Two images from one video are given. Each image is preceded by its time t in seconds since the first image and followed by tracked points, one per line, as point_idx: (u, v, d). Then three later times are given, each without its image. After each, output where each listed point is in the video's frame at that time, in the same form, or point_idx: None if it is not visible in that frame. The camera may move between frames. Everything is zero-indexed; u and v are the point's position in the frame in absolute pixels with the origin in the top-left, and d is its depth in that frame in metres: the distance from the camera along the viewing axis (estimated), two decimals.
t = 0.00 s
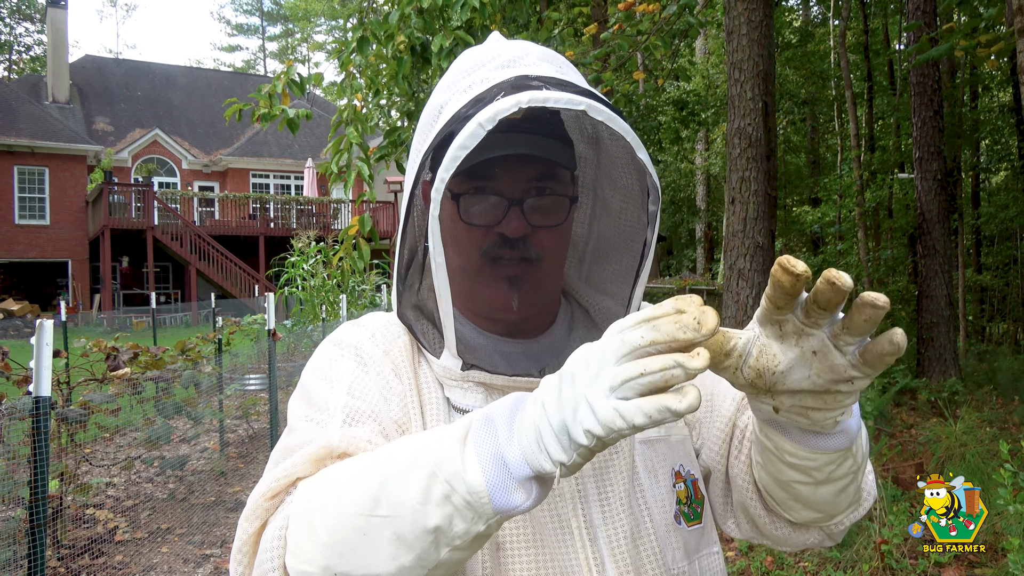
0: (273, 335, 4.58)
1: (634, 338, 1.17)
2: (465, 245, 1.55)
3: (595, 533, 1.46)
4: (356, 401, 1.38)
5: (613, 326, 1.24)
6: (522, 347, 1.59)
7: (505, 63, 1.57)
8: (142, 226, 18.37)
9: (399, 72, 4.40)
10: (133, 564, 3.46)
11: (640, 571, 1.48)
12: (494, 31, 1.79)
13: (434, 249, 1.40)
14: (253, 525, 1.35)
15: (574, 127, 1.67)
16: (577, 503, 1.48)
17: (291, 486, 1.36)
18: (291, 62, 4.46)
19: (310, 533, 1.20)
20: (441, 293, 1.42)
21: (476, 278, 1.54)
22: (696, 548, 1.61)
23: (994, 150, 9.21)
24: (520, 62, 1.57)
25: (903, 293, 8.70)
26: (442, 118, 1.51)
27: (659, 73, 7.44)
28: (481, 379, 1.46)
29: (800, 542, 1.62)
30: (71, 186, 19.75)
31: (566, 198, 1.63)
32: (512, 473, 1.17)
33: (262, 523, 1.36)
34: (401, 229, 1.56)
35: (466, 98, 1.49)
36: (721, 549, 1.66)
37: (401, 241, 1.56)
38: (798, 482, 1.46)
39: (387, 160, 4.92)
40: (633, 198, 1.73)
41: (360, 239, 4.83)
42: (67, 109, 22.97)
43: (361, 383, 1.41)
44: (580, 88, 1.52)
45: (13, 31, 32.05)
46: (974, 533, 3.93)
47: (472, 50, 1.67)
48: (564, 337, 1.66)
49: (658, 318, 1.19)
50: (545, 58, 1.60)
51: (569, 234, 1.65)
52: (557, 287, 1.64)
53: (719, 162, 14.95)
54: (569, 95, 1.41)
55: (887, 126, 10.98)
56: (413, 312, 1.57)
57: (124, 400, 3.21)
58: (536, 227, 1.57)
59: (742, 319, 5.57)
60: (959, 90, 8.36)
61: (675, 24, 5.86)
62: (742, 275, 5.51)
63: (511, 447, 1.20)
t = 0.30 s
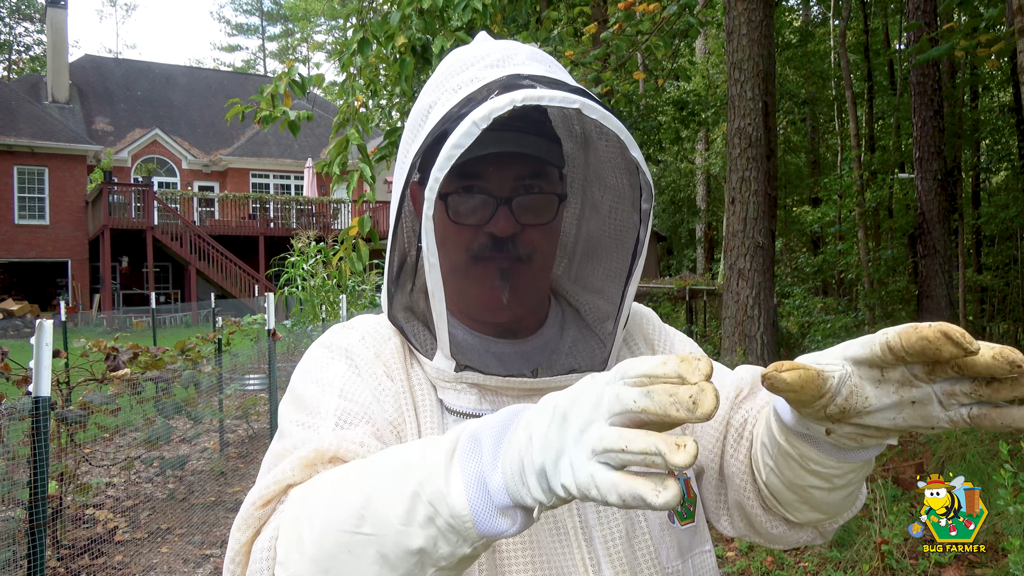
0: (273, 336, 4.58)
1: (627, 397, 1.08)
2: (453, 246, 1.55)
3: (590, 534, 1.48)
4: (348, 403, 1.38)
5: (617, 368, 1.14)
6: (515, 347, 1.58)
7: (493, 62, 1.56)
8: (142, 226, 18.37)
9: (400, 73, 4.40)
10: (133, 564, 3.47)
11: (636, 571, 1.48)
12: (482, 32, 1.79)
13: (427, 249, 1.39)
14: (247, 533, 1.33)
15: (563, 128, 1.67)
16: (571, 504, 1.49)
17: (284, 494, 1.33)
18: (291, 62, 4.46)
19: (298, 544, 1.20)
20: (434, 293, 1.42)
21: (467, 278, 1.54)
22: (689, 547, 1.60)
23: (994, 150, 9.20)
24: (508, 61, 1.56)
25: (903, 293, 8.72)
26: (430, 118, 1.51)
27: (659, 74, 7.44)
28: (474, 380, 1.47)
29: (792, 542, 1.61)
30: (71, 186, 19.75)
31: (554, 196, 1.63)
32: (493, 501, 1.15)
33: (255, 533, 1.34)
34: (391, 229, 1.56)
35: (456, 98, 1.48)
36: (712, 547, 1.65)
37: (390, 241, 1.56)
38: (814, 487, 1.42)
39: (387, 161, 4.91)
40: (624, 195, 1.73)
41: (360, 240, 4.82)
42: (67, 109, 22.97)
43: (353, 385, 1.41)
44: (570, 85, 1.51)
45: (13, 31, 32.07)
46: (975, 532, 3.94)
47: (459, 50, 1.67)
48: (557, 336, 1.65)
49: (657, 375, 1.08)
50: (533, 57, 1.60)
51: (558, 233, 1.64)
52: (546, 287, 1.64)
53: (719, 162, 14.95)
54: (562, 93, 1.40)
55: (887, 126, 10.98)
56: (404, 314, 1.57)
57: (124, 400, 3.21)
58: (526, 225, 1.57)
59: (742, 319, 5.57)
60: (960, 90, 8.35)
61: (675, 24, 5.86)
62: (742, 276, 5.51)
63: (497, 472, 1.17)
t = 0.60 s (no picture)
0: (273, 336, 4.58)
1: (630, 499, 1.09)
2: (456, 247, 1.53)
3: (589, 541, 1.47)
4: (333, 434, 1.39)
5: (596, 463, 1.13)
6: (517, 349, 1.59)
7: (496, 64, 1.56)
8: (142, 226, 18.37)
9: (400, 74, 4.40)
10: (133, 564, 3.46)
11: None
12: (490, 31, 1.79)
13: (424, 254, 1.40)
14: None
15: (567, 130, 1.66)
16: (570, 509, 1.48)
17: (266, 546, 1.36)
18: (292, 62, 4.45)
19: None
20: (433, 298, 1.42)
21: (469, 281, 1.53)
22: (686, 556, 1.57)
23: (994, 150, 9.21)
24: (512, 63, 1.56)
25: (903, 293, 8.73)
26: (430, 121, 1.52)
27: (660, 73, 7.44)
28: (473, 384, 1.48)
29: None
30: (71, 186, 19.75)
31: (559, 197, 1.61)
32: None
33: None
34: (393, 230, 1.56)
35: (457, 102, 1.49)
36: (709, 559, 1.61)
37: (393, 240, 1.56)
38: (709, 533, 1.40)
39: (388, 161, 4.91)
40: (629, 198, 1.72)
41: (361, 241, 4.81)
42: (67, 109, 22.97)
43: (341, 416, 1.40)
44: (572, 90, 1.51)
45: (13, 31, 32.08)
46: (974, 532, 3.97)
47: (464, 51, 1.67)
48: (560, 339, 1.65)
49: (645, 473, 1.10)
50: (538, 59, 1.60)
51: (562, 235, 1.63)
52: (551, 289, 1.63)
53: (719, 162, 14.96)
54: (559, 101, 1.40)
55: (887, 126, 10.99)
56: (407, 317, 1.55)
57: (124, 400, 3.22)
58: (527, 226, 1.56)
59: (742, 320, 5.57)
60: (960, 90, 8.35)
61: (675, 24, 5.86)
62: (742, 276, 5.51)
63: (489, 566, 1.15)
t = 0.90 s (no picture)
0: (273, 336, 4.56)
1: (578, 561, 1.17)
2: (473, 249, 1.53)
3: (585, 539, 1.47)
4: (340, 427, 1.45)
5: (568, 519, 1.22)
6: (529, 349, 1.60)
7: (512, 76, 1.59)
8: (142, 226, 18.36)
9: (401, 74, 4.40)
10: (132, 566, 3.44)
11: None
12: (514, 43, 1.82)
13: (429, 255, 1.46)
14: (238, 548, 1.46)
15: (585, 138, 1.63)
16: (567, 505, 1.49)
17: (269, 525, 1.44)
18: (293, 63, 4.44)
19: None
20: (439, 297, 1.47)
21: (482, 281, 1.54)
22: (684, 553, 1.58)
23: (994, 150, 9.21)
24: (527, 75, 1.58)
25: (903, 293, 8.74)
26: (446, 129, 1.54)
27: (660, 73, 7.44)
28: (477, 381, 1.49)
29: None
30: (71, 186, 19.74)
31: (574, 205, 1.57)
32: None
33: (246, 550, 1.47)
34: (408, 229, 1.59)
35: (470, 112, 1.53)
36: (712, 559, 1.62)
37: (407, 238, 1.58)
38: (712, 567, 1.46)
39: (389, 162, 4.89)
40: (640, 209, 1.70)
41: (361, 241, 4.80)
42: (67, 109, 22.96)
43: (349, 409, 1.47)
44: (578, 106, 1.53)
45: (13, 31, 32.05)
46: (974, 532, 3.98)
47: (487, 60, 1.70)
48: (571, 341, 1.65)
49: (603, 547, 1.19)
50: (552, 71, 1.61)
51: (577, 242, 1.60)
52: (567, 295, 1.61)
53: (719, 162, 14.97)
54: (553, 115, 1.43)
55: (886, 127, 11.00)
56: (420, 315, 1.57)
57: (124, 400, 3.22)
58: (542, 232, 1.53)
59: (742, 320, 5.56)
60: (960, 90, 8.35)
61: (675, 24, 5.86)
62: (742, 276, 5.50)
63: None
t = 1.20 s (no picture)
0: (274, 336, 4.56)
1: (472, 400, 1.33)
2: (484, 254, 1.69)
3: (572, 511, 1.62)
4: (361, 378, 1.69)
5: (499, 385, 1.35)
6: (534, 345, 1.74)
7: (514, 94, 1.73)
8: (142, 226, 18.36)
9: (401, 75, 4.40)
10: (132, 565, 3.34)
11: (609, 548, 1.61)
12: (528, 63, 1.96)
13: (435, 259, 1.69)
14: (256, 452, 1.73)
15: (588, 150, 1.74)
16: (560, 487, 1.62)
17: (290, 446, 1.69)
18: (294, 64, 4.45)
19: (268, 460, 1.58)
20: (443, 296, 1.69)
21: (489, 282, 1.70)
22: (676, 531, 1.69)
23: (994, 150, 9.21)
24: (527, 93, 1.72)
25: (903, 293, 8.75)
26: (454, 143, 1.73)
27: (660, 73, 7.43)
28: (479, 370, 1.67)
29: (771, 557, 1.64)
30: (71, 186, 19.74)
31: (575, 213, 1.71)
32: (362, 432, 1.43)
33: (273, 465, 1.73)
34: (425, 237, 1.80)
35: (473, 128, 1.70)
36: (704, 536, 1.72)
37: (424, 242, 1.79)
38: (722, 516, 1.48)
39: (392, 164, 4.88)
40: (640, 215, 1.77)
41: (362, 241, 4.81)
42: (67, 109, 22.96)
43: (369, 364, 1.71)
44: (563, 119, 1.66)
45: (13, 31, 32.02)
46: (974, 532, 3.99)
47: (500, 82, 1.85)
48: (573, 339, 1.75)
49: (504, 403, 1.31)
50: (551, 89, 1.74)
51: (578, 245, 1.72)
52: (571, 294, 1.73)
53: (719, 162, 14.96)
54: (532, 126, 1.57)
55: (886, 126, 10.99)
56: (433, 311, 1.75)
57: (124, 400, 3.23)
58: (544, 238, 1.67)
59: (741, 320, 5.58)
60: (960, 90, 8.34)
61: (675, 24, 5.87)
62: (742, 276, 5.51)
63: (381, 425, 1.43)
